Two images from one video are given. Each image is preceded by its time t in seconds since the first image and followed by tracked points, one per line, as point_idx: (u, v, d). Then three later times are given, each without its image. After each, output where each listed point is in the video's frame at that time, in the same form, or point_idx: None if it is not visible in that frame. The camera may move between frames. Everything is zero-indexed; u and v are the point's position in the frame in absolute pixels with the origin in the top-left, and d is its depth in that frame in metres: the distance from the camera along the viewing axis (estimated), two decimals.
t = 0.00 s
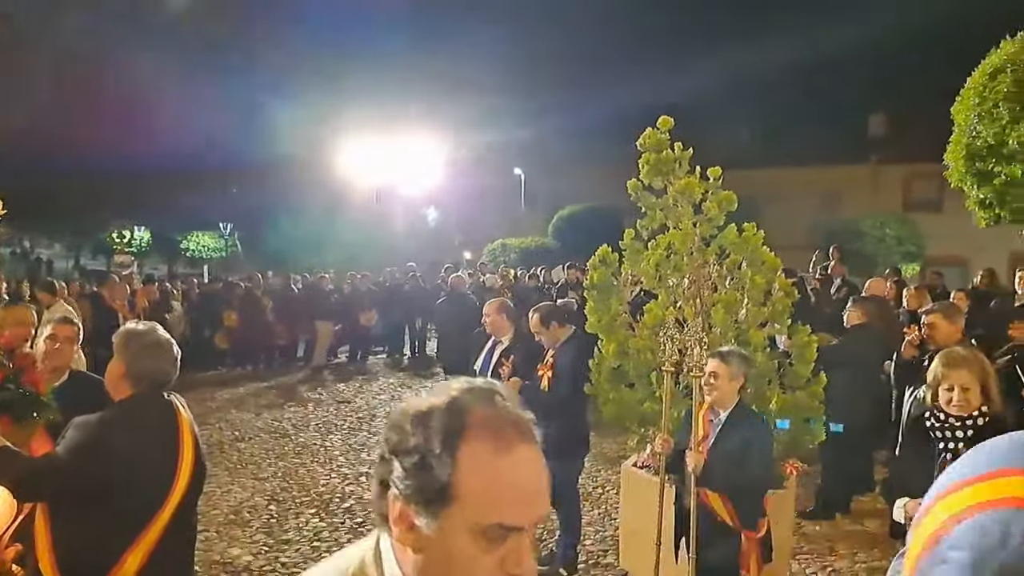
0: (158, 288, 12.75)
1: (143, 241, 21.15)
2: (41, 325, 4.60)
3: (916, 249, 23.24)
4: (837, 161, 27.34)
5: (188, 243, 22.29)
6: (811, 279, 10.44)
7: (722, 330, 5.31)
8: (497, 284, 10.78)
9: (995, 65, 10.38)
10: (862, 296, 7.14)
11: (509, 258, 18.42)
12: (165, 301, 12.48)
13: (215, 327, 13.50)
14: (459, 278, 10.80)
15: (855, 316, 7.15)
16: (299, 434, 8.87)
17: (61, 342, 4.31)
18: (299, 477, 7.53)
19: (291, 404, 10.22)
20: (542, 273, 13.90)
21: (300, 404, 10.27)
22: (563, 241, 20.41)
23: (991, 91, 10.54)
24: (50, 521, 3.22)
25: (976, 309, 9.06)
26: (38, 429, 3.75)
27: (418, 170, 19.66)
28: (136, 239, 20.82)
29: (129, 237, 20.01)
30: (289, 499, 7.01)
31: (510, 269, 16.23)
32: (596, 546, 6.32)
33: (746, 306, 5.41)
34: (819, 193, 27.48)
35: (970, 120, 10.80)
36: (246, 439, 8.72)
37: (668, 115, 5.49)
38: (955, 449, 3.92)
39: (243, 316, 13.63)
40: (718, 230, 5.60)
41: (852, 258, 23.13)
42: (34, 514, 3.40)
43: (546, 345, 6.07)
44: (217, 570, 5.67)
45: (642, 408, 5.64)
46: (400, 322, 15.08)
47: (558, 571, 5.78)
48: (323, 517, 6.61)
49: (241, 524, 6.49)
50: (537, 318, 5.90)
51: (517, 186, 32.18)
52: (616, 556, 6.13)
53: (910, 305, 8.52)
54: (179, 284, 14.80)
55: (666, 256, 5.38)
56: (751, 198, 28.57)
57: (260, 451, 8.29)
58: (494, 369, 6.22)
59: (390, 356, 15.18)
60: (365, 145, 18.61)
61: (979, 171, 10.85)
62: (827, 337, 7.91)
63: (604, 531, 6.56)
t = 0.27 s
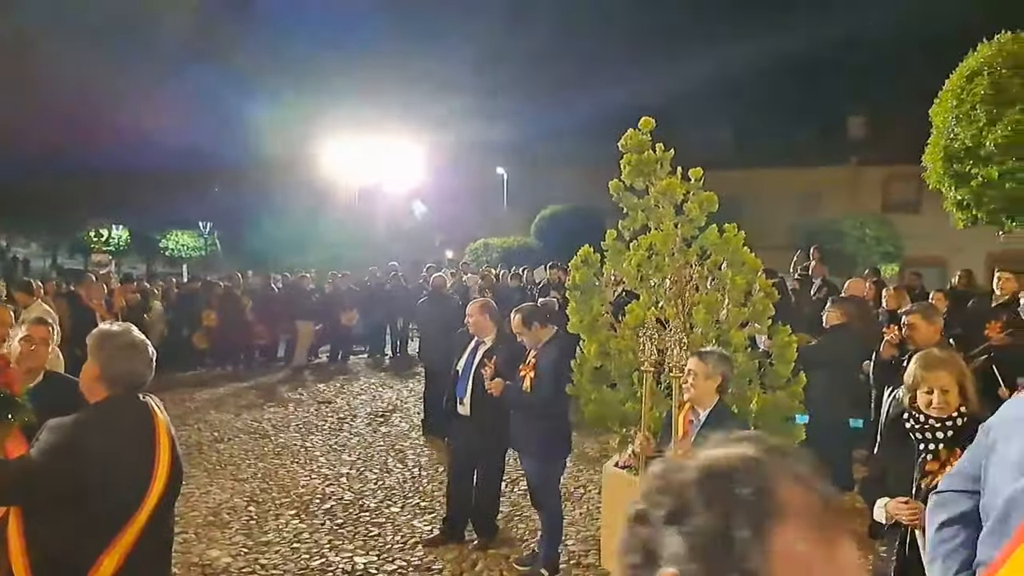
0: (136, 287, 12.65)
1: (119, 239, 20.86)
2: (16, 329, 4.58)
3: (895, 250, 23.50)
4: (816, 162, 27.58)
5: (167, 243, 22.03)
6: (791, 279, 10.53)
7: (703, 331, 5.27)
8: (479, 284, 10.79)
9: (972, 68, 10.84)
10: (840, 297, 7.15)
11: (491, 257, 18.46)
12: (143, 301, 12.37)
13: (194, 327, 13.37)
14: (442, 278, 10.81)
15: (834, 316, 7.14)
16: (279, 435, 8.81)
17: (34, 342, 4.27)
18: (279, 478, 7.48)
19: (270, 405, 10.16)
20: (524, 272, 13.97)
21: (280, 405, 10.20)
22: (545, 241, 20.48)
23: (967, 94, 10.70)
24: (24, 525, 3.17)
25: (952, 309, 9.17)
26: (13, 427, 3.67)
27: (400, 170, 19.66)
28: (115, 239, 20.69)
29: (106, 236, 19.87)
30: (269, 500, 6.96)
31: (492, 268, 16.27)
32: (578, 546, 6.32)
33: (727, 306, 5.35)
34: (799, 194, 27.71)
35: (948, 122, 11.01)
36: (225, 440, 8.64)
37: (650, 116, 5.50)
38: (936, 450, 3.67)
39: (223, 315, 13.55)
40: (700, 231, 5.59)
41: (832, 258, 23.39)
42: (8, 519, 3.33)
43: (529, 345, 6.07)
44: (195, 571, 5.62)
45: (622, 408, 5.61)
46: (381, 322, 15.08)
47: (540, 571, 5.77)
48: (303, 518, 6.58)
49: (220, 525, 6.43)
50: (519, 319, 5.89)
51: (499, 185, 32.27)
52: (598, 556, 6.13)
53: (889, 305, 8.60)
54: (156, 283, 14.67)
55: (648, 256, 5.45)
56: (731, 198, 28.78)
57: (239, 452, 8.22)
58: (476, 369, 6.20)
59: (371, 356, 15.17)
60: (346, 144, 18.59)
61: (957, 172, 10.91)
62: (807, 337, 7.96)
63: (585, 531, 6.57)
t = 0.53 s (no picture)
0: (122, 286, 12.59)
1: (105, 239, 20.72)
2: None
3: (881, 250, 23.64)
4: (804, 162, 27.72)
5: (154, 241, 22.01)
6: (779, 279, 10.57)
7: (691, 331, 5.29)
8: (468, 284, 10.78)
9: (958, 69, 10.91)
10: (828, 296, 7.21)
11: (479, 257, 18.46)
12: (130, 299, 12.31)
13: (181, 327, 13.25)
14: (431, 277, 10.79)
15: (820, 316, 7.22)
16: (266, 435, 8.76)
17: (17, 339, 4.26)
18: (266, 478, 7.44)
19: (257, 404, 10.11)
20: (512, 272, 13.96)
21: (267, 405, 10.15)
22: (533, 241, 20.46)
23: (953, 95, 10.78)
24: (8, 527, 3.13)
25: (938, 309, 9.23)
26: None
27: (389, 168, 19.63)
28: (100, 237, 20.58)
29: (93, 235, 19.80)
30: (255, 500, 6.92)
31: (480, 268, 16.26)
32: (566, 545, 6.31)
33: (714, 307, 5.39)
34: (787, 194, 27.83)
35: (934, 124, 11.04)
36: (212, 440, 8.59)
37: (638, 116, 5.50)
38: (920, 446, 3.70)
39: (210, 314, 13.50)
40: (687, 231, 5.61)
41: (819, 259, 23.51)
42: None
43: (517, 345, 6.05)
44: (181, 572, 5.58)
45: (611, 407, 5.61)
46: (369, 321, 15.05)
47: (528, 571, 5.74)
48: (290, 518, 6.55)
49: (206, 526, 6.39)
50: (507, 319, 5.88)
51: (488, 184, 32.32)
52: (586, 556, 6.13)
53: (876, 305, 8.64)
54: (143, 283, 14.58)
55: (636, 256, 5.43)
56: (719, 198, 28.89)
57: (225, 452, 8.18)
58: (466, 369, 6.19)
59: (359, 355, 15.14)
60: (335, 143, 18.56)
61: (943, 173, 10.92)
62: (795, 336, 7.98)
63: (574, 530, 6.57)
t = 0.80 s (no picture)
0: (114, 284, 12.58)
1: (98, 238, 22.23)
2: None
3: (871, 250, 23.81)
4: (795, 163, 27.83)
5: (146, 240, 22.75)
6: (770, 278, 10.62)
7: (682, 331, 5.32)
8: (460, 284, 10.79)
9: (948, 70, 10.99)
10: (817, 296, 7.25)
11: (472, 256, 18.46)
12: (121, 298, 12.29)
13: (173, 325, 13.30)
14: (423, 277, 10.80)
15: (809, 316, 7.28)
16: (257, 434, 8.76)
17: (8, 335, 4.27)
18: (258, 477, 7.45)
19: (249, 403, 10.10)
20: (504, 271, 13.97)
21: (259, 404, 10.14)
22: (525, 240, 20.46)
23: (943, 96, 10.86)
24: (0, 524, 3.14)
25: (928, 309, 9.29)
26: None
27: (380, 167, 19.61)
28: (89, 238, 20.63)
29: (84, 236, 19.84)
30: (247, 499, 6.93)
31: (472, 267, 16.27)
32: (557, 543, 6.34)
33: (705, 306, 5.42)
34: (778, 193, 27.94)
35: (924, 124, 11.11)
36: (203, 438, 8.58)
37: (630, 116, 5.52)
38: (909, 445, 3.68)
39: (201, 313, 13.49)
40: (679, 230, 5.63)
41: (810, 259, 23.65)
42: None
43: (509, 344, 6.08)
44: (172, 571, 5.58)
45: (603, 407, 5.63)
46: (360, 320, 15.05)
47: (520, 570, 5.77)
48: (282, 517, 6.56)
49: (198, 525, 6.39)
50: (499, 318, 5.91)
51: (480, 184, 32.33)
52: (577, 553, 6.16)
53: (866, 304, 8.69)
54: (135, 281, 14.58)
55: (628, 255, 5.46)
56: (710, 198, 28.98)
57: (216, 451, 8.17)
58: (458, 368, 6.22)
59: (351, 354, 15.15)
60: (327, 142, 18.54)
61: (932, 173, 10.99)
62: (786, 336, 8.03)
63: (565, 528, 6.60)
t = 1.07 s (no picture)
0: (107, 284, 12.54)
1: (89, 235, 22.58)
2: None
3: (866, 251, 23.88)
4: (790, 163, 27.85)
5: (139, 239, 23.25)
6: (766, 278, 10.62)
7: (677, 330, 5.31)
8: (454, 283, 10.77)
9: (942, 70, 11.01)
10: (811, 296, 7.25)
11: (467, 255, 18.43)
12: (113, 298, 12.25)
13: (166, 324, 13.30)
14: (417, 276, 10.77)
15: (803, 315, 7.27)
16: (251, 432, 8.74)
17: None
18: (252, 476, 7.42)
19: (243, 402, 10.07)
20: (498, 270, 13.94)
21: (253, 403, 10.11)
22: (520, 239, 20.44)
23: (937, 96, 10.87)
24: None
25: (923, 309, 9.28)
26: None
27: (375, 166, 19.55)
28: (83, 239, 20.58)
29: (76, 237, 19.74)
30: (241, 498, 6.90)
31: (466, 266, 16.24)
32: (551, 543, 6.34)
33: (700, 306, 5.41)
34: (773, 193, 27.97)
35: (918, 124, 11.11)
36: (196, 437, 8.55)
37: (625, 115, 5.51)
38: (903, 444, 3.68)
39: (195, 312, 13.47)
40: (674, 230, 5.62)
41: (804, 259, 23.70)
42: None
43: (504, 343, 6.06)
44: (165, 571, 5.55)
45: (597, 406, 5.62)
46: (355, 319, 15.01)
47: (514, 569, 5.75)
48: (276, 516, 6.54)
49: (191, 524, 6.36)
50: (493, 317, 5.90)
51: (474, 183, 32.30)
52: (572, 553, 6.15)
53: (860, 304, 8.69)
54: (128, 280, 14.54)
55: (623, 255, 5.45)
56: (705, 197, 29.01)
57: (210, 450, 8.15)
58: (453, 367, 6.21)
59: (345, 353, 15.12)
60: (320, 141, 18.47)
61: (926, 173, 11.00)
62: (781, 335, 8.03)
63: (560, 528, 6.59)
